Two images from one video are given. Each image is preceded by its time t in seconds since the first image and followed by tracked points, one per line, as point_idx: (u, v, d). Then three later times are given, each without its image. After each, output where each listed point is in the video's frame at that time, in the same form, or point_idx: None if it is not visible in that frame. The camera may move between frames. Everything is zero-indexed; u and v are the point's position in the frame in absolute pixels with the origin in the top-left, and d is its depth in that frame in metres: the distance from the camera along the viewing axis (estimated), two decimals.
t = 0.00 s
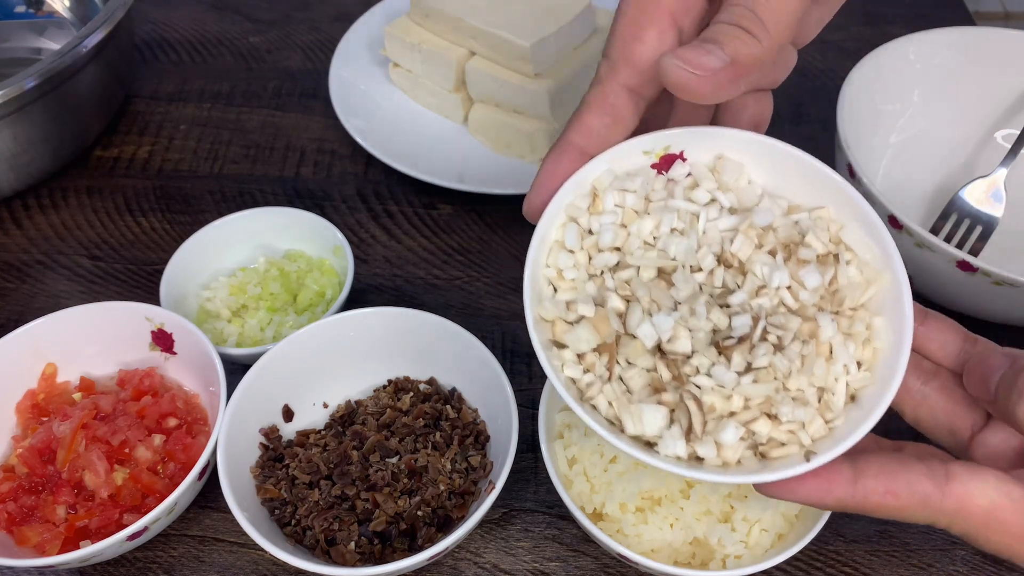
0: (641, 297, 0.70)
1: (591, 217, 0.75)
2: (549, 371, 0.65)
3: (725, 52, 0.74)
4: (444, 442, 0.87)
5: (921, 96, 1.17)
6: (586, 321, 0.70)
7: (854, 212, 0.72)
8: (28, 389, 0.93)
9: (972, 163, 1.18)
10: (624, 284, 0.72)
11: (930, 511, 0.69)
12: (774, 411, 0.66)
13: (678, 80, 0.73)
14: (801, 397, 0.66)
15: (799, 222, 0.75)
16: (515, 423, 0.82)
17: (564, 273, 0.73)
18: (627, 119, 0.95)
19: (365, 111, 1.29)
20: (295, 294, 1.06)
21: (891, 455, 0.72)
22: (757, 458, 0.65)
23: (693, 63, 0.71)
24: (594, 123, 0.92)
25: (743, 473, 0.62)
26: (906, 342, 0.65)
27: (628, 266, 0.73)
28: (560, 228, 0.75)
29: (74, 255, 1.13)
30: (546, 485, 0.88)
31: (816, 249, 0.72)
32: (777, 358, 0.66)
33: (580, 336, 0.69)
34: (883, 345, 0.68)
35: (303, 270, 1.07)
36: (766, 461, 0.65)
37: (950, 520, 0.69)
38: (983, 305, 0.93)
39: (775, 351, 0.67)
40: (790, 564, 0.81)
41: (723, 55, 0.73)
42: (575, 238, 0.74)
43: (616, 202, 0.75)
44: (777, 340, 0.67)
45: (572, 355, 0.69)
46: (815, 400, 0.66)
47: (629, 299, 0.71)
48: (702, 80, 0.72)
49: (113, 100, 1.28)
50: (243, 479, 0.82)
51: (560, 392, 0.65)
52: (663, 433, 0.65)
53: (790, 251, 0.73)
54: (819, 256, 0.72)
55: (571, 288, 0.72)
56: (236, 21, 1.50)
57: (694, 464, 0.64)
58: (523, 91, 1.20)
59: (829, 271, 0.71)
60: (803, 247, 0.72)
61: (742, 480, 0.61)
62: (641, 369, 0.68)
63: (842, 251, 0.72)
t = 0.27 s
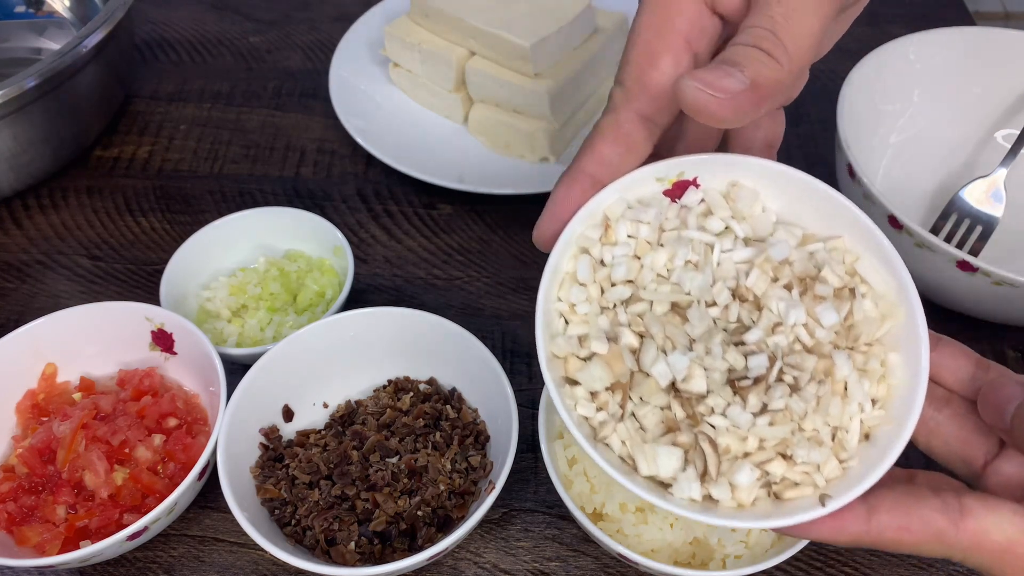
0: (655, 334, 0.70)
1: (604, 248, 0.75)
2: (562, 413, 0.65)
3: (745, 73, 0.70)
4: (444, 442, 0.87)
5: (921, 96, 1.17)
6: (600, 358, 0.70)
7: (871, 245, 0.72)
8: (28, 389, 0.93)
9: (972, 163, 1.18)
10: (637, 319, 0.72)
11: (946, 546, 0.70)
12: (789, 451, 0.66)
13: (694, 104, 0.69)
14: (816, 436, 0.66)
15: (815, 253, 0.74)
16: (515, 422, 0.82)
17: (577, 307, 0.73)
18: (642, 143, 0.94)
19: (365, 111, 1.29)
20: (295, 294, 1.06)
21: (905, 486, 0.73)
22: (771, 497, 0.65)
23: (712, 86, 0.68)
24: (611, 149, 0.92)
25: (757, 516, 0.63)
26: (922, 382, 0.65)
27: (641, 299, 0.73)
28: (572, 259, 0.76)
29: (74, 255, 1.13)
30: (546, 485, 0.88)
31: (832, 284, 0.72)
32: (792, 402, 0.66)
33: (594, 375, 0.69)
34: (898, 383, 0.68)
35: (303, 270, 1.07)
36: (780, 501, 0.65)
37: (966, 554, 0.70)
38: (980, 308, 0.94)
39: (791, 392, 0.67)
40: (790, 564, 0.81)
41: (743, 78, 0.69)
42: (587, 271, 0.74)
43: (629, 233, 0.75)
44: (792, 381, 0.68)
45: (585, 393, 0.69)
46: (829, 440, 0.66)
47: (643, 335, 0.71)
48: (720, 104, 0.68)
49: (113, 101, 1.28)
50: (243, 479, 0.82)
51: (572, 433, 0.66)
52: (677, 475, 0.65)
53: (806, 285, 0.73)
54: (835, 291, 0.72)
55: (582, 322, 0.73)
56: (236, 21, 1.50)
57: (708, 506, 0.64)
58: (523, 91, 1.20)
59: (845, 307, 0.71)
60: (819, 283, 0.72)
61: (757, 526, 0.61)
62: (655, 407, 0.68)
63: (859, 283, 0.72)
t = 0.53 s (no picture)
0: (669, 355, 0.70)
1: (616, 267, 0.75)
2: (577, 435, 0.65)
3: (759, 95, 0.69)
4: (443, 442, 0.87)
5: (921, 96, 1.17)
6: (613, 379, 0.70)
7: (882, 262, 0.73)
8: (28, 389, 0.93)
9: (971, 163, 1.18)
10: (650, 339, 0.72)
11: (961, 565, 0.70)
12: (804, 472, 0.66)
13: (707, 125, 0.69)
14: (830, 457, 0.67)
15: (827, 271, 0.75)
16: (515, 422, 0.82)
17: (589, 327, 0.73)
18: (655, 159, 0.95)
19: (365, 111, 1.29)
20: (295, 294, 1.06)
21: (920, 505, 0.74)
22: (786, 518, 0.65)
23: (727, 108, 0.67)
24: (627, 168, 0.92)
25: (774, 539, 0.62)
26: (936, 400, 0.65)
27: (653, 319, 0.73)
28: (583, 279, 0.76)
29: (74, 255, 1.13)
30: (546, 485, 0.88)
31: (844, 303, 0.72)
32: (807, 423, 0.66)
33: (607, 398, 0.69)
34: (912, 402, 0.69)
35: (303, 270, 1.07)
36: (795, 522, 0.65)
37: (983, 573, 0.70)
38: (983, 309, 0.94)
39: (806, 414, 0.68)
40: (791, 564, 0.81)
41: (760, 99, 0.68)
42: (599, 291, 0.74)
43: (641, 252, 0.75)
44: (807, 402, 0.68)
45: (599, 415, 0.69)
46: (844, 460, 0.67)
47: (656, 355, 0.72)
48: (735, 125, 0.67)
49: (113, 101, 1.28)
50: (243, 478, 0.82)
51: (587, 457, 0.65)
52: (693, 497, 0.65)
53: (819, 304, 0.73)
54: (848, 309, 0.72)
55: (595, 342, 0.73)
56: (236, 21, 1.50)
57: (723, 528, 0.64)
58: (524, 92, 1.20)
59: (858, 326, 0.71)
60: (832, 302, 0.72)
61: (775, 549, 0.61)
62: (669, 428, 0.68)
63: (870, 301, 0.73)
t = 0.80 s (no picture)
0: (682, 352, 0.70)
1: (627, 265, 0.75)
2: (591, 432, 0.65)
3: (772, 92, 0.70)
4: (443, 442, 0.87)
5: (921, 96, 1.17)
6: (626, 377, 0.70)
7: (895, 260, 0.72)
8: (28, 389, 0.93)
9: (971, 163, 1.18)
10: (663, 337, 0.72)
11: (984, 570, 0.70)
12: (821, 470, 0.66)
13: (721, 123, 0.69)
14: (848, 455, 0.66)
15: (840, 270, 0.75)
16: (515, 422, 0.82)
17: (602, 325, 0.73)
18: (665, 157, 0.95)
19: (365, 111, 1.29)
20: (295, 294, 1.06)
21: (940, 509, 0.74)
22: (805, 518, 0.65)
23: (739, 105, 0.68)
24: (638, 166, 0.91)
25: (792, 536, 0.62)
26: (955, 397, 0.65)
27: (665, 317, 0.73)
28: (595, 277, 0.75)
29: (74, 255, 1.13)
30: (546, 485, 0.88)
31: (859, 301, 0.72)
32: (825, 419, 0.66)
33: (621, 395, 0.69)
34: (928, 401, 0.68)
35: (303, 270, 1.07)
36: (814, 520, 0.64)
37: None
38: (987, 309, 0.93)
39: (823, 411, 0.67)
40: (791, 564, 0.81)
41: (770, 95, 0.69)
42: (612, 289, 0.74)
43: (653, 250, 0.75)
44: (824, 399, 0.68)
45: (613, 413, 0.69)
46: (862, 458, 0.66)
47: (670, 352, 0.71)
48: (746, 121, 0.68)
49: (113, 101, 1.28)
50: (243, 479, 0.82)
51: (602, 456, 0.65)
52: (709, 495, 0.65)
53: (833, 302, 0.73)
54: (863, 307, 0.72)
55: (608, 340, 0.72)
56: (236, 21, 1.50)
57: (741, 526, 0.64)
58: (524, 91, 1.20)
59: (874, 323, 0.71)
60: (846, 300, 0.72)
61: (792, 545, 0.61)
62: (683, 427, 0.68)
63: (885, 300, 0.73)
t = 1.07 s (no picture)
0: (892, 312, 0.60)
1: (820, 241, 0.67)
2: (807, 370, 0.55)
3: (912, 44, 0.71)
4: (444, 442, 0.87)
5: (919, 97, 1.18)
6: (838, 333, 0.59)
7: None
8: (28, 389, 0.93)
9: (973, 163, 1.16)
10: (868, 302, 0.62)
11: None
12: None
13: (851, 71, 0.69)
14: None
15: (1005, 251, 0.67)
16: (515, 422, 0.82)
17: (802, 290, 0.63)
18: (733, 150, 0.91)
19: (365, 111, 1.29)
20: (295, 294, 1.06)
21: None
22: None
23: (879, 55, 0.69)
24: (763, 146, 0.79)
25: None
26: None
27: (864, 288, 0.63)
28: (782, 249, 0.66)
29: (74, 255, 1.13)
30: (546, 485, 0.88)
31: None
32: None
33: (835, 350, 0.57)
34: None
35: (303, 270, 1.07)
36: None
37: None
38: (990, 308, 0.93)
39: None
40: (791, 564, 0.81)
41: (908, 50, 0.70)
42: (823, 258, 0.65)
43: (844, 225, 0.67)
44: None
45: (824, 368, 0.56)
46: None
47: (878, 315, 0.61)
48: (885, 70, 0.68)
49: (114, 100, 1.28)
50: (243, 479, 0.82)
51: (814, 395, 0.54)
52: (937, 451, 0.52)
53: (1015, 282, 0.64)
54: None
55: (806, 306, 0.61)
56: (236, 21, 1.50)
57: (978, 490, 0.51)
58: (524, 91, 1.20)
59: None
60: None
61: None
62: (895, 389, 0.55)
63: None
